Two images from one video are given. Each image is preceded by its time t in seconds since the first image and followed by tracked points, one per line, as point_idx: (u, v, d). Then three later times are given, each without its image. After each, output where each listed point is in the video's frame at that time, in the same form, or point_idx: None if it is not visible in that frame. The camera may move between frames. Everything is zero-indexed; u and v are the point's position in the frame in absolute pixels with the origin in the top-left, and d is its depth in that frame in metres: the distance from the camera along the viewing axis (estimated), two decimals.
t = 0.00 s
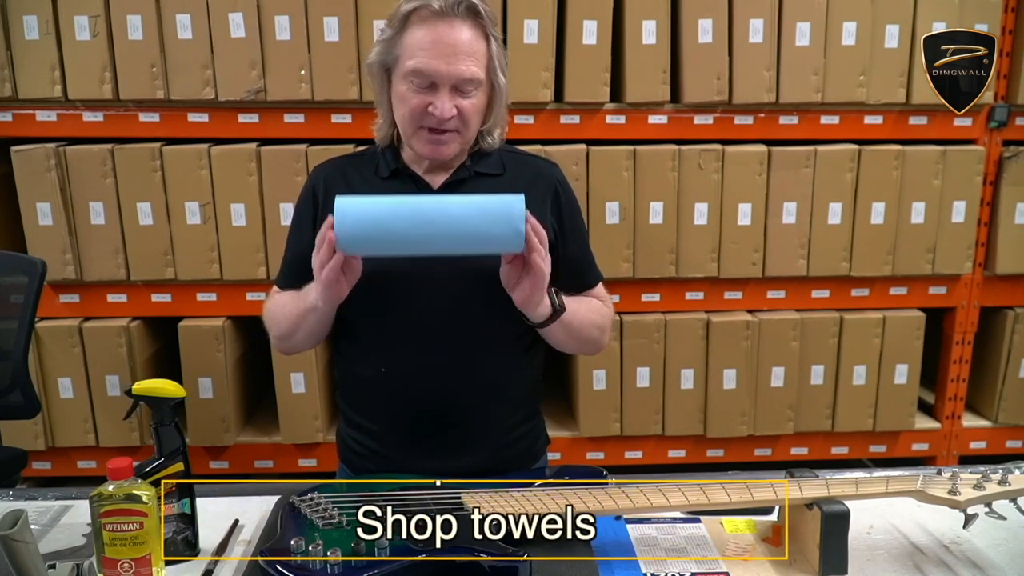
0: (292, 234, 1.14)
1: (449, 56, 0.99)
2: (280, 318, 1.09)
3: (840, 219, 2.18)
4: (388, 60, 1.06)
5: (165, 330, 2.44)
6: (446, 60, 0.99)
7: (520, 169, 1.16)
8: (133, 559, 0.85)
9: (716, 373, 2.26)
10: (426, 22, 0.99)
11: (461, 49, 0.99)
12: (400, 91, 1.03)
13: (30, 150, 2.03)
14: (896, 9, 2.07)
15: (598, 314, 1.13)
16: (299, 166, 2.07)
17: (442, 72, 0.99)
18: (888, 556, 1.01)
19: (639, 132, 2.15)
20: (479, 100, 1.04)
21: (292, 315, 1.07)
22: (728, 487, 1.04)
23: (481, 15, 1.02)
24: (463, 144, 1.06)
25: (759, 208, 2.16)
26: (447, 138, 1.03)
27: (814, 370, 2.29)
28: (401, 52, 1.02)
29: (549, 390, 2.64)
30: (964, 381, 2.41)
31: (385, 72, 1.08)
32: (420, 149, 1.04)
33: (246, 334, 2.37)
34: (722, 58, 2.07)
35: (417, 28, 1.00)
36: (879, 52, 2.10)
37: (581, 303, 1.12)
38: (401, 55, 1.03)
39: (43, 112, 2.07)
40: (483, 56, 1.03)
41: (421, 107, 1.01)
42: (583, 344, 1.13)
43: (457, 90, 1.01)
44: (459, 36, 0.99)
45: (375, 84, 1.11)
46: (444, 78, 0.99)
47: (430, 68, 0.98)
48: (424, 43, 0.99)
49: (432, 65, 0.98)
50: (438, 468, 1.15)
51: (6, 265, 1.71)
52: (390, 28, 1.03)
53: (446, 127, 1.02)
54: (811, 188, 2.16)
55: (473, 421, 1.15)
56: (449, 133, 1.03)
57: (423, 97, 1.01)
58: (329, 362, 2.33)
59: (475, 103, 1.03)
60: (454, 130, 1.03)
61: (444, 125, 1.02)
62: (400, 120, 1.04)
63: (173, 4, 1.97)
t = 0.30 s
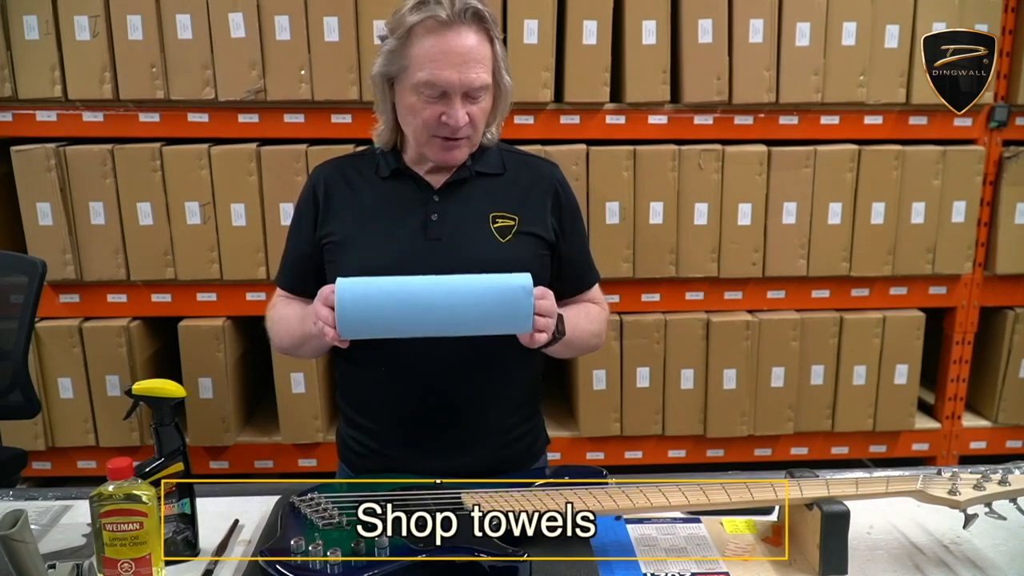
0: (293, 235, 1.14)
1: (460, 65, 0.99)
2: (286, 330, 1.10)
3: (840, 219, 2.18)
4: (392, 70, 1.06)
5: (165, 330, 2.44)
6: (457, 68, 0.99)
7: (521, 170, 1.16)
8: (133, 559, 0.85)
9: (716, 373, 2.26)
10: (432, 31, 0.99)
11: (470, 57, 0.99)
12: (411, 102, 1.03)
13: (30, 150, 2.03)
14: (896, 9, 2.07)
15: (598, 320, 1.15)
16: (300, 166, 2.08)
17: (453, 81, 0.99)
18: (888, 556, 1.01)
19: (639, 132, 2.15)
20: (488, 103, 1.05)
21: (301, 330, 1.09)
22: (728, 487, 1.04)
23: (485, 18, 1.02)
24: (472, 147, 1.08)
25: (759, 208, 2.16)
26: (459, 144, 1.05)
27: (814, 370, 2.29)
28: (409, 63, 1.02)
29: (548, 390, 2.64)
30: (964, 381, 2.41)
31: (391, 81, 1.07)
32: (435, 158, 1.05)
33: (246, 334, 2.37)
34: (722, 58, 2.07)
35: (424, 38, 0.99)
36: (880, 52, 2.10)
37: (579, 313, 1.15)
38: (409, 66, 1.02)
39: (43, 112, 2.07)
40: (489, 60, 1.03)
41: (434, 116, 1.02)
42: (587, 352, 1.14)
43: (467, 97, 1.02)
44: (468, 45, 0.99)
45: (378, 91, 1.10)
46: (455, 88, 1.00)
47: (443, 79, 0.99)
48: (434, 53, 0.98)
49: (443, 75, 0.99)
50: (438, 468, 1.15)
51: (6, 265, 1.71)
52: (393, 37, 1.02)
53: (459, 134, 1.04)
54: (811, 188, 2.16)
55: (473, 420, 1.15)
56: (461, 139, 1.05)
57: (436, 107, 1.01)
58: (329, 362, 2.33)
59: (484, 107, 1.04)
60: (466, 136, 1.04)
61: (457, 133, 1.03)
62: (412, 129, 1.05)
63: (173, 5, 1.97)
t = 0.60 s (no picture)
0: (294, 235, 1.14)
1: (463, 67, 0.99)
2: (287, 333, 1.10)
3: (840, 219, 2.18)
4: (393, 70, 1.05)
5: (165, 330, 2.44)
6: (460, 70, 0.99)
7: (522, 170, 1.16)
8: (133, 559, 0.85)
9: (716, 373, 2.26)
10: (435, 32, 0.99)
11: (473, 58, 0.99)
12: (414, 104, 1.03)
13: (30, 150, 2.03)
14: (896, 9, 2.07)
15: (598, 322, 1.15)
16: (300, 166, 2.08)
17: (457, 82, 0.99)
18: (887, 555, 1.01)
19: (639, 132, 2.15)
20: (490, 103, 1.05)
21: (302, 333, 1.09)
22: (728, 487, 1.04)
23: (487, 18, 1.02)
24: (475, 147, 1.08)
25: (759, 208, 2.16)
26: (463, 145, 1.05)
27: (814, 370, 2.29)
28: (412, 64, 1.02)
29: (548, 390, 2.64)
30: (964, 381, 2.41)
31: (393, 81, 1.07)
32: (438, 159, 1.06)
33: (246, 334, 2.37)
34: (722, 58, 2.07)
35: (427, 40, 0.99)
36: (880, 52, 2.10)
37: (580, 315, 1.14)
38: (412, 67, 1.02)
39: (43, 112, 2.07)
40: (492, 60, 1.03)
41: (438, 118, 1.02)
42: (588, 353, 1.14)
43: (471, 98, 1.02)
44: (471, 46, 0.99)
45: (379, 91, 1.10)
46: (458, 89, 1.00)
47: (447, 81, 0.99)
48: (437, 55, 0.99)
49: (447, 77, 0.99)
50: (439, 468, 1.15)
51: (6, 265, 1.71)
52: (393, 37, 1.02)
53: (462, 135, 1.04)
54: (811, 188, 2.16)
55: (474, 421, 1.15)
56: (465, 140, 1.05)
57: (439, 108, 1.02)
58: (329, 362, 2.33)
59: (487, 108, 1.04)
60: (469, 136, 1.05)
61: (460, 134, 1.03)
62: (415, 130, 1.05)
63: (173, 5, 1.97)
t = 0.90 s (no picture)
0: (294, 236, 1.14)
1: (462, 62, 0.99)
2: (286, 329, 1.10)
3: (840, 219, 2.18)
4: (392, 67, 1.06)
5: (165, 330, 2.44)
6: (460, 65, 0.99)
7: (521, 170, 1.16)
8: (133, 559, 0.85)
9: (716, 373, 2.26)
10: (434, 28, 0.99)
11: (473, 54, 1.00)
12: (413, 100, 1.03)
13: (30, 150, 2.03)
14: (896, 9, 2.07)
15: (598, 317, 1.15)
16: (300, 166, 2.08)
17: (455, 78, 0.99)
18: (888, 555, 1.01)
19: (639, 132, 2.15)
20: (489, 101, 1.05)
21: (300, 328, 1.09)
22: (728, 487, 1.04)
23: (486, 17, 1.02)
24: (474, 145, 1.08)
25: (759, 208, 2.16)
26: (461, 142, 1.05)
27: (814, 370, 2.29)
28: (410, 60, 1.02)
29: (548, 390, 2.64)
30: (964, 381, 2.41)
31: (392, 79, 1.07)
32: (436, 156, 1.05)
33: (246, 334, 2.37)
34: (722, 58, 2.07)
35: (426, 35, 1.00)
36: (880, 52, 2.10)
37: (579, 311, 1.14)
38: (411, 64, 1.02)
39: (43, 112, 2.07)
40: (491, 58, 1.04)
41: (436, 114, 1.02)
42: (588, 349, 1.14)
43: (469, 94, 1.02)
44: (470, 43, 0.99)
45: (378, 90, 1.10)
46: (457, 84, 1.00)
47: (446, 76, 0.99)
48: (436, 50, 0.99)
49: (446, 72, 0.99)
50: (438, 468, 1.15)
51: (6, 265, 1.71)
52: (393, 34, 1.03)
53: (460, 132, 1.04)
54: (811, 188, 2.16)
55: (475, 421, 1.15)
56: (463, 137, 1.05)
57: (438, 104, 1.01)
58: (329, 362, 2.33)
59: (486, 105, 1.04)
60: (468, 134, 1.05)
61: (459, 130, 1.03)
62: (413, 127, 1.05)
63: (173, 5, 1.97)
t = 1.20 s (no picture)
0: (294, 236, 1.14)
1: (464, 59, 0.99)
2: (287, 329, 1.10)
3: (840, 219, 2.18)
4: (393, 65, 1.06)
5: (165, 330, 2.44)
6: (462, 63, 0.99)
7: (521, 170, 1.16)
8: (133, 559, 0.85)
9: (716, 373, 2.26)
10: (436, 26, 0.99)
11: (475, 51, 1.00)
12: (414, 96, 1.03)
13: (30, 150, 2.03)
14: (896, 9, 2.07)
15: (598, 319, 1.15)
16: (300, 166, 2.08)
17: (457, 74, 0.99)
18: (887, 555, 1.01)
19: (639, 132, 2.15)
20: (490, 99, 1.05)
21: (300, 329, 1.09)
22: (728, 487, 1.04)
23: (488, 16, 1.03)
24: (475, 142, 1.08)
25: (759, 208, 2.16)
26: (462, 139, 1.05)
27: (814, 371, 2.29)
28: (412, 58, 1.02)
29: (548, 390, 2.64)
30: (964, 381, 2.41)
31: (393, 77, 1.07)
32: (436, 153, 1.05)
33: (246, 334, 2.37)
34: (722, 58, 2.07)
35: (428, 34, 1.00)
36: (880, 52, 2.10)
37: (579, 313, 1.15)
38: (412, 62, 1.02)
39: (43, 112, 2.07)
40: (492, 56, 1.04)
41: (438, 110, 1.02)
42: (587, 351, 1.14)
43: (471, 91, 1.02)
44: (472, 40, 1.00)
45: (378, 87, 1.10)
46: (459, 81, 1.00)
47: (447, 72, 0.99)
48: (438, 47, 0.99)
49: (448, 69, 0.99)
50: (438, 468, 1.15)
51: (6, 265, 1.71)
52: (394, 32, 1.03)
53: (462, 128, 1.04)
54: (811, 188, 2.16)
55: (475, 420, 1.15)
56: (464, 134, 1.05)
57: (439, 100, 1.01)
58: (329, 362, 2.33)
59: (487, 103, 1.04)
60: (469, 131, 1.05)
61: (460, 127, 1.03)
62: (414, 124, 1.05)
63: (173, 5, 1.97)
